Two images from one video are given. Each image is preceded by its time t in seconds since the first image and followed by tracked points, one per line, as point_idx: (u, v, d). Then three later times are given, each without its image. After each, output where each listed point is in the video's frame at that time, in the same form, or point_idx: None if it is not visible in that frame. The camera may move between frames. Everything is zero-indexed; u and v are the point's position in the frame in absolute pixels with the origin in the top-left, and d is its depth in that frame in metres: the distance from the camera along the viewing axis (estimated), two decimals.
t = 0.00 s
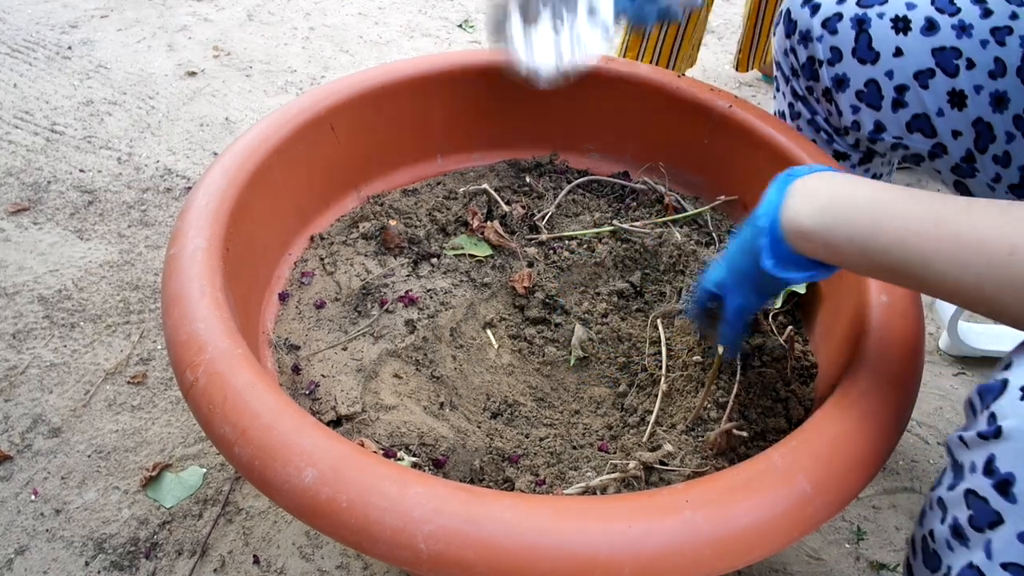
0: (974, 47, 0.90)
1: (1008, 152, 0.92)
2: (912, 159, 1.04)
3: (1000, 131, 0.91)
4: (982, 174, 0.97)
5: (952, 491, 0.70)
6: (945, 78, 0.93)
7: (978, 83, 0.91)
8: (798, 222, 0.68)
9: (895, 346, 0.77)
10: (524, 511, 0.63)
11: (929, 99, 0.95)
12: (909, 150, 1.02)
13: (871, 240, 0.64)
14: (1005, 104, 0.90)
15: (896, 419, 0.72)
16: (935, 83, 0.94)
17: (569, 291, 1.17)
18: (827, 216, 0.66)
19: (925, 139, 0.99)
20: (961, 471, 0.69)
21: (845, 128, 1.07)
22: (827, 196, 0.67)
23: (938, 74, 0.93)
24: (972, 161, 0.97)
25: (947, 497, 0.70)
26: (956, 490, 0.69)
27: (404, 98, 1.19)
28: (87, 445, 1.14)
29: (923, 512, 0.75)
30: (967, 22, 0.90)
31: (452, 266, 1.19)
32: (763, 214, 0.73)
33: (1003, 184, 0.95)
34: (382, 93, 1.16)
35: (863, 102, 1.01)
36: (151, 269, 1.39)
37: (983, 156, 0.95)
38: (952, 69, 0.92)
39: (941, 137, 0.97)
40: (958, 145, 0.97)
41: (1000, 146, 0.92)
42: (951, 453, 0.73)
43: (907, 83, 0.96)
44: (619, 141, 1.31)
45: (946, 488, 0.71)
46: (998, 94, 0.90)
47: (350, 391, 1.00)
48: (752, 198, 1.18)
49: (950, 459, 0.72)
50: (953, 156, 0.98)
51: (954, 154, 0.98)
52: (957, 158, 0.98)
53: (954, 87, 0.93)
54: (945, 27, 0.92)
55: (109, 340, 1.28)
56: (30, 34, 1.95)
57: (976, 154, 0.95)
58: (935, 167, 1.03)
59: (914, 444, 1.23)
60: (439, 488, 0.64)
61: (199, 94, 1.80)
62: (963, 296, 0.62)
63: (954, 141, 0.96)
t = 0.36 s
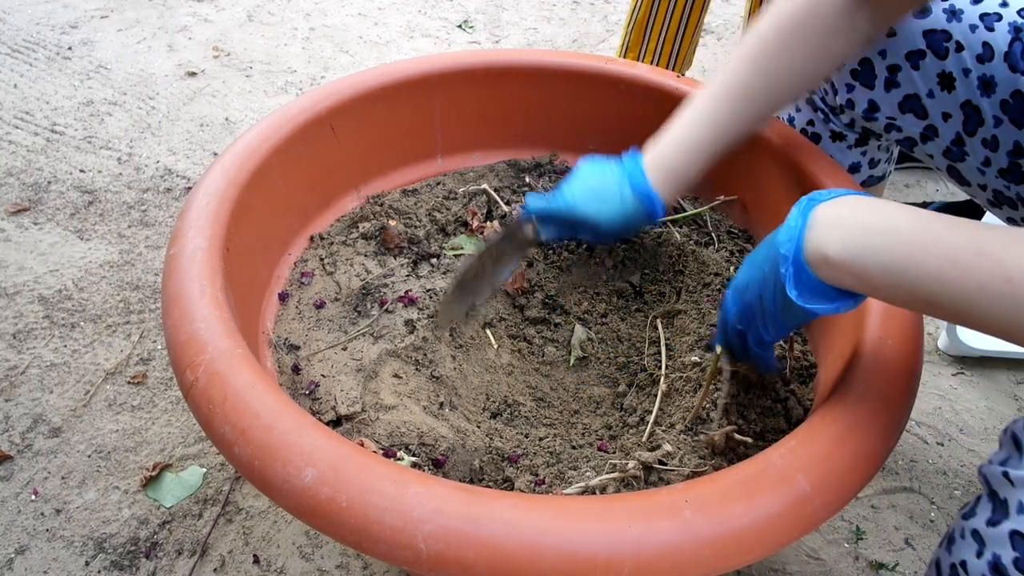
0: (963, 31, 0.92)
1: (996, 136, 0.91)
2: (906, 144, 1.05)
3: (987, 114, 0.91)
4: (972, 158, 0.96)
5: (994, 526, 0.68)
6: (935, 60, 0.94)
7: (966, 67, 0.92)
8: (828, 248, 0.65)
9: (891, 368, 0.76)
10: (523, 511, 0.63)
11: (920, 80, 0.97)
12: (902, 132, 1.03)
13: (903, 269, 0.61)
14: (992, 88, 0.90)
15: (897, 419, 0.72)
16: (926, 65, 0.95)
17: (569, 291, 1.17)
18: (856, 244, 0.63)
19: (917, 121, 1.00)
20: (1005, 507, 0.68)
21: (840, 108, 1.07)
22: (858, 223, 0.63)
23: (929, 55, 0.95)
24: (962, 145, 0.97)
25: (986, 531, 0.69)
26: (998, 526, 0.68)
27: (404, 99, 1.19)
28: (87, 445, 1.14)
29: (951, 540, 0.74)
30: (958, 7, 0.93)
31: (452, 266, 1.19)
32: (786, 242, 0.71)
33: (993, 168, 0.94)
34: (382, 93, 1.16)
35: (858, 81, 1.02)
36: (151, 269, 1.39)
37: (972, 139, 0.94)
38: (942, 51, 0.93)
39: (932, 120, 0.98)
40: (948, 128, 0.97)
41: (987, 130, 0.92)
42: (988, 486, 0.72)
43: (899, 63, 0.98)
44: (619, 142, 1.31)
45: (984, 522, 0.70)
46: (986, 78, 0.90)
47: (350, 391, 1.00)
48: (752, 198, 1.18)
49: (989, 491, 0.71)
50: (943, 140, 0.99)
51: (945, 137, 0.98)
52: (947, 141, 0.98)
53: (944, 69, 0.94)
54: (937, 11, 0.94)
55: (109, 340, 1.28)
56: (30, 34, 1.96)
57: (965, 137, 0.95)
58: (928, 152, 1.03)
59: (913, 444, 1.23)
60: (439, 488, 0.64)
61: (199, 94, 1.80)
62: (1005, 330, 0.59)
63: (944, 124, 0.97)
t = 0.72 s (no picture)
0: (950, 46, 0.91)
1: (986, 151, 0.91)
2: (898, 157, 1.06)
3: (976, 129, 0.91)
4: (963, 171, 0.97)
5: (1003, 550, 0.72)
6: (922, 76, 0.94)
7: (954, 82, 0.91)
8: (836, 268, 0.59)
9: (884, 382, 0.74)
10: (523, 511, 0.63)
11: (908, 96, 0.96)
12: (893, 146, 1.03)
13: (921, 297, 0.56)
14: (980, 104, 0.90)
15: (897, 418, 0.72)
16: (913, 81, 0.95)
17: (569, 291, 1.17)
18: (870, 266, 0.57)
19: (907, 136, 1.00)
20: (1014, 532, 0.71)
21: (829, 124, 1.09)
22: (870, 242, 0.58)
23: (916, 71, 0.94)
24: (952, 159, 0.97)
25: (994, 552, 0.73)
26: (1006, 549, 0.72)
27: (404, 98, 1.19)
28: (86, 445, 1.14)
29: (958, 551, 0.78)
30: (943, 21, 0.91)
31: (452, 266, 1.19)
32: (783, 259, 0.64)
33: (984, 181, 0.94)
34: (382, 92, 1.16)
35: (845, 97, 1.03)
36: (151, 269, 1.39)
37: (962, 153, 0.94)
38: (930, 67, 0.93)
39: (922, 135, 0.98)
40: (938, 143, 0.97)
41: (977, 145, 0.92)
42: (998, 504, 0.74)
43: (886, 79, 0.97)
44: (619, 141, 1.31)
45: (992, 542, 0.74)
46: (974, 93, 0.90)
47: (350, 391, 1.00)
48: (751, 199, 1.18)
49: (998, 509, 0.74)
50: (934, 154, 0.99)
51: (936, 152, 0.98)
52: (938, 155, 0.99)
53: (932, 85, 0.94)
54: (924, 26, 0.92)
55: (108, 340, 1.28)
56: (30, 34, 1.95)
57: (955, 152, 0.95)
58: (920, 164, 1.03)
59: (913, 444, 1.23)
60: (439, 488, 0.64)
61: (198, 94, 1.80)
62: None
63: (934, 138, 0.97)
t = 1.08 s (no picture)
0: (945, 55, 0.91)
1: (984, 159, 0.92)
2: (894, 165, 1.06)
3: (973, 138, 0.91)
4: (961, 179, 0.97)
5: None
6: (918, 86, 0.94)
7: (950, 91, 0.91)
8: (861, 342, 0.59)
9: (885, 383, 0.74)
10: (523, 511, 0.63)
11: (904, 107, 0.97)
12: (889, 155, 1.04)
13: (950, 369, 0.55)
14: (977, 112, 0.90)
15: (898, 419, 0.73)
16: (909, 91, 0.95)
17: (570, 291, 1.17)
18: (892, 339, 0.57)
19: (904, 146, 1.00)
20: None
21: (824, 134, 1.09)
22: (892, 315, 0.57)
23: (911, 81, 0.94)
24: (950, 167, 0.97)
25: None
26: None
27: (404, 98, 1.19)
28: (87, 445, 1.14)
29: None
30: (938, 31, 0.92)
31: (452, 266, 1.19)
32: (811, 336, 0.61)
33: (982, 188, 0.95)
34: (382, 92, 1.16)
35: (840, 109, 1.03)
36: (151, 269, 1.39)
37: (959, 162, 0.95)
38: (925, 77, 0.93)
39: (919, 144, 0.98)
40: (935, 152, 0.97)
41: (974, 153, 0.92)
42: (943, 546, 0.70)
43: (881, 90, 0.97)
44: (618, 141, 1.31)
45: None
46: (970, 102, 0.90)
47: (350, 391, 1.00)
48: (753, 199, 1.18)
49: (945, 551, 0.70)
50: (931, 163, 0.99)
51: (933, 160, 0.99)
52: (935, 163, 0.99)
53: (928, 94, 0.94)
54: (917, 36, 0.93)
55: (109, 340, 1.28)
56: (30, 34, 1.96)
57: (953, 160, 0.96)
58: (917, 172, 1.03)
59: (913, 444, 1.23)
60: (439, 488, 0.64)
61: (199, 94, 1.80)
62: None
63: (931, 147, 0.97)
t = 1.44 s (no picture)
0: (943, 68, 0.91)
1: (984, 171, 0.92)
2: (893, 177, 1.06)
3: (974, 150, 0.92)
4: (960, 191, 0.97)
5: None
6: (917, 99, 0.94)
7: (949, 104, 0.92)
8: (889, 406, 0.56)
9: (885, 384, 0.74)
10: (523, 511, 0.63)
11: (902, 120, 0.97)
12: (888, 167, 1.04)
13: (983, 428, 0.54)
14: (977, 124, 0.90)
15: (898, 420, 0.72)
16: (907, 105, 0.95)
17: (570, 291, 1.17)
18: (923, 400, 0.56)
19: (903, 159, 1.00)
20: None
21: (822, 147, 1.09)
22: (919, 376, 0.56)
23: (909, 95, 0.95)
24: (949, 179, 0.98)
25: None
26: None
27: (404, 98, 1.19)
28: (87, 445, 1.14)
29: None
30: (935, 43, 0.91)
31: (452, 266, 1.19)
32: (837, 399, 0.57)
33: (982, 199, 0.95)
34: (382, 91, 1.16)
35: (838, 124, 1.03)
36: (151, 269, 1.39)
37: (959, 173, 0.95)
38: (923, 90, 0.93)
39: (917, 156, 0.98)
40: (934, 164, 0.98)
41: (974, 165, 0.93)
42: None
43: (879, 105, 0.97)
44: (619, 142, 1.31)
45: None
46: (970, 114, 0.90)
47: (350, 391, 1.00)
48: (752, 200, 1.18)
49: None
50: (931, 174, 0.99)
51: (932, 172, 0.99)
52: (935, 175, 0.99)
53: (927, 108, 0.94)
54: (915, 49, 0.93)
55: (109, 340, 1.28)
56: (30, 34, 1.96)
57: (952, 172, 0.96)
58: (916, 184, 1.04)
59: (913, 444, 1.23)
60: (439, 489, 0.64)
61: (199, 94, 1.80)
62: None
63: (931, 160, 0.98)
